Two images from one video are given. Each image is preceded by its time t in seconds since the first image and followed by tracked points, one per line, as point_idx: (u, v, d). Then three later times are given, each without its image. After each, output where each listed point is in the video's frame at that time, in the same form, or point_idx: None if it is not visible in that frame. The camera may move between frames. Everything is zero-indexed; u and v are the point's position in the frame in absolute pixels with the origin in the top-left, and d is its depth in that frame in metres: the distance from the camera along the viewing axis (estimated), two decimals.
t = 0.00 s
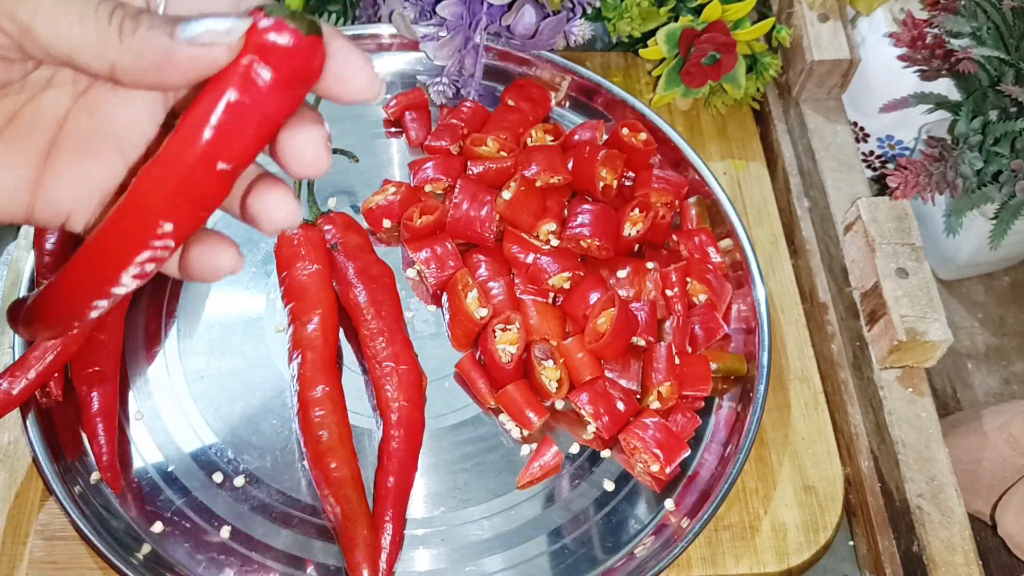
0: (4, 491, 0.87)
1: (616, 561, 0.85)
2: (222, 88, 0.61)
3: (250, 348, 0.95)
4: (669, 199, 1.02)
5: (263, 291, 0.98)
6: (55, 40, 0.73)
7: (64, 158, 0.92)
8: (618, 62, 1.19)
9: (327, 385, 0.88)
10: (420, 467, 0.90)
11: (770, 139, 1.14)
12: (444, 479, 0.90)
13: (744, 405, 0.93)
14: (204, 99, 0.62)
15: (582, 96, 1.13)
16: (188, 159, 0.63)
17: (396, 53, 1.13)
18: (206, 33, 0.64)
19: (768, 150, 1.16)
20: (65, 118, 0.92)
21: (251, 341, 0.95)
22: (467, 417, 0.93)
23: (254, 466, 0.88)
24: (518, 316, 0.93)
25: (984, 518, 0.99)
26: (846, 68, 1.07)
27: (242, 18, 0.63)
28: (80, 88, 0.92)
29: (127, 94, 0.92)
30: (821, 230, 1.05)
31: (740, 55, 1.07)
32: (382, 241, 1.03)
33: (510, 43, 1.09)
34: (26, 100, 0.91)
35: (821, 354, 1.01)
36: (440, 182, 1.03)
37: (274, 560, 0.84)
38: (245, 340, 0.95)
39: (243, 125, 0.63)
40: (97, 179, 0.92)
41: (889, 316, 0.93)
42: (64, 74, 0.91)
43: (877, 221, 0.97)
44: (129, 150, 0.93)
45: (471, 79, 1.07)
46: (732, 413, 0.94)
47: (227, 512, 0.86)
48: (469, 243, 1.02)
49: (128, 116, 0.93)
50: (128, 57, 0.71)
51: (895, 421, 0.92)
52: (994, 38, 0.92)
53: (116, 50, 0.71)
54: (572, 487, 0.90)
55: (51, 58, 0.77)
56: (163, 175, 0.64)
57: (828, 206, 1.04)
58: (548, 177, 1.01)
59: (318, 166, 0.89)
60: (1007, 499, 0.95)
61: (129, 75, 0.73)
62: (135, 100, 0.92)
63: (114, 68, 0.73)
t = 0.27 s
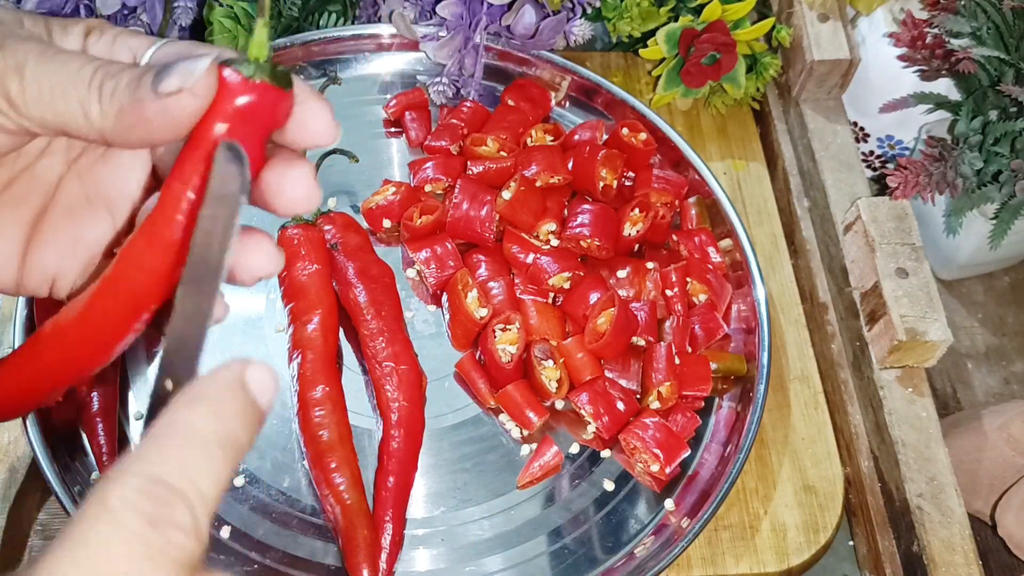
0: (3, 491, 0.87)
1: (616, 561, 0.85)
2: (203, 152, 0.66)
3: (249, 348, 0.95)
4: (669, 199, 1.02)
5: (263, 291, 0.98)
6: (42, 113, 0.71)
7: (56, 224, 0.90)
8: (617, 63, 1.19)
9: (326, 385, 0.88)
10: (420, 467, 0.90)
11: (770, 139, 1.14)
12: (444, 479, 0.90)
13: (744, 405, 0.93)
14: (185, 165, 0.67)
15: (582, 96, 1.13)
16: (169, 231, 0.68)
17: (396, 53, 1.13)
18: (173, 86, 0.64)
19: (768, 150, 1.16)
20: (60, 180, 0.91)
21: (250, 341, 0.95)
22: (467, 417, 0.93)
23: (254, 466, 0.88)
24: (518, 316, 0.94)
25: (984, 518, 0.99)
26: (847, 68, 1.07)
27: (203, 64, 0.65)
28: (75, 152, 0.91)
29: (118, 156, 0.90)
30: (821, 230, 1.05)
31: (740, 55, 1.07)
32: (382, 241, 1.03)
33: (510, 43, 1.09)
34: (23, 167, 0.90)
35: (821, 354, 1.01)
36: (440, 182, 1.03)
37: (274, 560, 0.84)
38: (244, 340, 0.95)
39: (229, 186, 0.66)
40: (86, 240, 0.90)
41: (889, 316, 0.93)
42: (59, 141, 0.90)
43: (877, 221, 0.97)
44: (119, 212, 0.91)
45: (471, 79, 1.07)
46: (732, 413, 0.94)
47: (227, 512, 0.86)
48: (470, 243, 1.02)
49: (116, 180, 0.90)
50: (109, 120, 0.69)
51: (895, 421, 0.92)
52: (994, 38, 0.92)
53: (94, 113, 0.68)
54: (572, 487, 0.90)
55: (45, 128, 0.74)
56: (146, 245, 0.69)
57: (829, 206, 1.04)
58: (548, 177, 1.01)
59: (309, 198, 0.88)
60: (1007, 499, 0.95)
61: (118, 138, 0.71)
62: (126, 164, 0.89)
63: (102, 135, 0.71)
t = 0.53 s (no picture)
0: (3, 491, 0.87)
1: (616, 561, 0.85)
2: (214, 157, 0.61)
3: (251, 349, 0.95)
4: (669, 199, 1.02)
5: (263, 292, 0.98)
6: (52, 114, 0.66)
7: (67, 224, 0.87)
8: (617, 63, 1.19)
9: (326, 385, 0.88)
10: (420, 468, 0.90)
11: (771, 139, 1.14)
12: (444, 479, 0.90)
13: (744, 405, 0.93)
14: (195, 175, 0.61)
15: (582, 96, 1.13)
16: (181, 240, 0.62)
17: (396, 53, 1.13)
18: (177, 93, 0.58)
19: (768, 150, 1.16)
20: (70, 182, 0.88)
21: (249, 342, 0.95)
22: (467, 417, 0.93)
23: (255, 466, 0.88)
24: (518, 316, 0.94)
25: (984, 518, 1.00)
26: (846, 68, 1.07)
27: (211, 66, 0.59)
28: (85, 150, 0.88)
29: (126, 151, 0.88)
30: (821, 230, 1.05)
31: (740, 55, 1.07)
32: (383, 242, 1.03)
33: (510, 43, 1.09)
34: (37, 168, 0.85)
35: (821, 354, 1.01)
36: (440, 182, 1.03)
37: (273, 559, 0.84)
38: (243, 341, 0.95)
39: (239, 187, 0.60)
40: (98, 235, 0.87)
41: (889, 316, 0.93)
42: (71, 141, 0.86)
43: (877, 221, 0.97)
44: (132, 209, 0.89)
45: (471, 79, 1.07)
46: (732, 413, 0.94)
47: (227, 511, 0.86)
48: (470, 243, 1.02)
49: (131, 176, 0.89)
50: (118, 127, 0.64)
51: (895, 421, 0.92)
52: (994, 38, 0.92)
53: (104, 117, 0.63)
54: (572, 487, 0.90)
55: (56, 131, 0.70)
56: (161, 253, 0.63)
57: (829, 206, 1.04)
58: (548, 177, 1.02)
59: (326, 189, 0.86)
60: (1007, 499, 0.95)
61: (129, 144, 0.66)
62: (138, 160, 0.88)
63: (114, 139, 0.66)
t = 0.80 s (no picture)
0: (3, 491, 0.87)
1: (616, 561, 0.85)
2: (256, 150, 0.58)
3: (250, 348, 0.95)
4: (669, 199, 1.02)
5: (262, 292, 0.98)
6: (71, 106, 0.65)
7: (97, 211, 0.88)
8: (617, 62, 1.19)
9: (326, 385, 0.88)
10: (420, 468, 0.90)
11: (771, 139, 1.15)
12: (444, 479, 0.90)
13: (744, 405, 0.93)
14: (233, 164, 0.59)
15: (582, 96, 1.13)
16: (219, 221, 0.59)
17: (396, 53, 1.13)
18: (222, 86, 0.56)
19: (768, 150, 1.16)
20: (94, 172, 0.89)
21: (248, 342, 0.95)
22: (467, 417, 0.93)
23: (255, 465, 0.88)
24: (518, 316, 0.94)
25: (984, 518, 0.99)
26: (846, 68, 1.07)
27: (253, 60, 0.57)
28: (107, 139, 0.89)
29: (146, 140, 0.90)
30: (821, 230, 1.05)
31: (740, 55, 1.07)
32: (383, 242, 1.03)
33: (510, 43, 1.09)
34: (64, 161, 0.86)
35: (821, 353, 1.01)
36: (440, 182, 1.03)
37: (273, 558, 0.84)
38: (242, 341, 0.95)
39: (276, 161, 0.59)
40: (130, 221, 0.89)
41: (889, 316, 0.93)
42: (94, 132, 0.87)
43: (877, 221, 0.97)
44: (157, 194, 0.91)
45: (471, 79, 1.07)
46: (732, 413, 0.94)
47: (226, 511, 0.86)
48: (470, 243, 1.02)
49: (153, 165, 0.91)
50: (160, 120, 0.62)
51: (895, 421, 0.92)
52: (994, 38, 0.92)
53: (145, 110, 0.61)
54: (572, 487, 0.90)
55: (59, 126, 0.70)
56: (199, 236, 0.59)
57: (829, 206, 1.04)
58: (548, 177, 1.02)
59: (353, 169, 0.84)
60: (1007, 499, 0.95)
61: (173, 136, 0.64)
62: (160, 146, 0.90)
63: (154, 133, 0.65)
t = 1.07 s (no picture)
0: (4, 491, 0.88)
1: (616, 561, 0.85)
2: (261, 130, 0.60)
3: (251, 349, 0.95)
4: (669, 199, 1.02)
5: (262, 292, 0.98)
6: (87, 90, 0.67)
7: (104, 181, 0.92)
8: (617, 62, 1.19)
9: (327, 385, 0.88)
10: (420, 468, 0.90)
11: (770, 139, 1.15)
12: (444, 479, 0.90)
13: (744, 405, 0.92)
14: (240, 139, 0.61)
15: (582, 96, 1.13)
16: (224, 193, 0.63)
17: (396, 53, 1.13)
18: (235, 64, 0.58)
19: (768, 150, 1.16)
20: (99, 144, 0.92)
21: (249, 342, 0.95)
22: (467, 417, 0.93)
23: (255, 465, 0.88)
24: (518, 316, 0.94)
25: (984, 518, 0.99)
26: (846, 68, 1.07)
27: (265, 38, 0.58)
28: (110, 114, 0.92)
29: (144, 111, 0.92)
30: (821, 230, 1.05)
31: (740, 55, 1.07)
32: (383, 242, 1.03)
33: (510, 43, 1.09)
34: (69, 136, 0.89)
35: (821, 353, 1.01)
36: (440, 182, 1.03)
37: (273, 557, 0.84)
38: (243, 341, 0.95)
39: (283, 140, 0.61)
40: (135, 187, 0.92)
41: (889, 316, 0.93)
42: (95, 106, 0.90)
43: (877, 221, 0.97)
44: (160, 163, 0.94)
45: (471, 79, 1.08)
46: (732, 413, 0.94)
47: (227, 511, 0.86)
48: (470, 243, 1.02)
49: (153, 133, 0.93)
50: (174, 97, 0.65)
51: (895, 421, 0.92)
52: (994, 38, 0.92)
53: (159, 87, 0.65)
54: (572, 487, 0.90)
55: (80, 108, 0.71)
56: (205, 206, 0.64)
57: (829, 206, 1.04)
58: (548, 177, 1.02)
59: (360, 142, 0.87)
60: (1007, 499, 0.95)
61: (185, 114, 0.68)
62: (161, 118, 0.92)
63: (168, 108, 0.68)
